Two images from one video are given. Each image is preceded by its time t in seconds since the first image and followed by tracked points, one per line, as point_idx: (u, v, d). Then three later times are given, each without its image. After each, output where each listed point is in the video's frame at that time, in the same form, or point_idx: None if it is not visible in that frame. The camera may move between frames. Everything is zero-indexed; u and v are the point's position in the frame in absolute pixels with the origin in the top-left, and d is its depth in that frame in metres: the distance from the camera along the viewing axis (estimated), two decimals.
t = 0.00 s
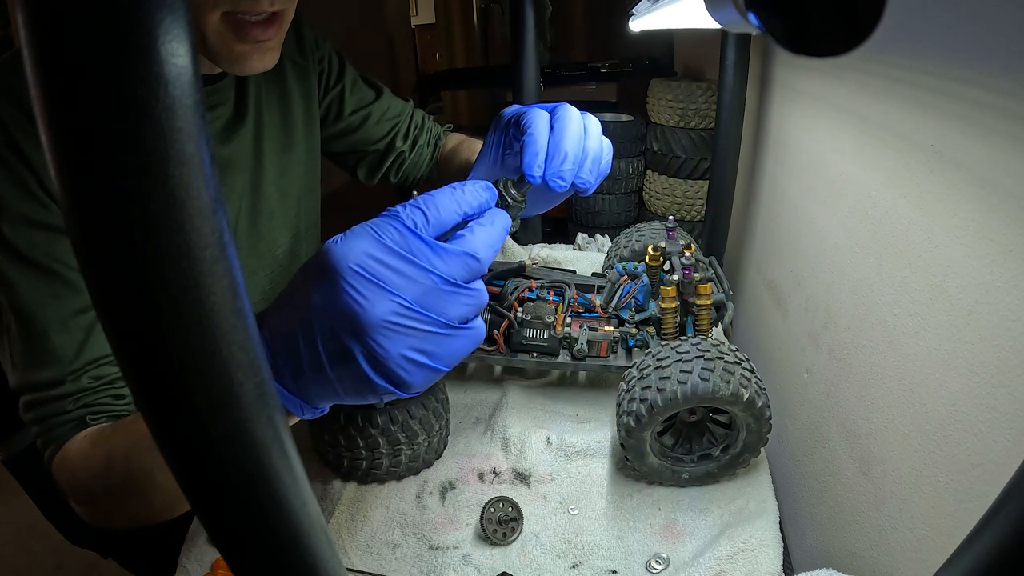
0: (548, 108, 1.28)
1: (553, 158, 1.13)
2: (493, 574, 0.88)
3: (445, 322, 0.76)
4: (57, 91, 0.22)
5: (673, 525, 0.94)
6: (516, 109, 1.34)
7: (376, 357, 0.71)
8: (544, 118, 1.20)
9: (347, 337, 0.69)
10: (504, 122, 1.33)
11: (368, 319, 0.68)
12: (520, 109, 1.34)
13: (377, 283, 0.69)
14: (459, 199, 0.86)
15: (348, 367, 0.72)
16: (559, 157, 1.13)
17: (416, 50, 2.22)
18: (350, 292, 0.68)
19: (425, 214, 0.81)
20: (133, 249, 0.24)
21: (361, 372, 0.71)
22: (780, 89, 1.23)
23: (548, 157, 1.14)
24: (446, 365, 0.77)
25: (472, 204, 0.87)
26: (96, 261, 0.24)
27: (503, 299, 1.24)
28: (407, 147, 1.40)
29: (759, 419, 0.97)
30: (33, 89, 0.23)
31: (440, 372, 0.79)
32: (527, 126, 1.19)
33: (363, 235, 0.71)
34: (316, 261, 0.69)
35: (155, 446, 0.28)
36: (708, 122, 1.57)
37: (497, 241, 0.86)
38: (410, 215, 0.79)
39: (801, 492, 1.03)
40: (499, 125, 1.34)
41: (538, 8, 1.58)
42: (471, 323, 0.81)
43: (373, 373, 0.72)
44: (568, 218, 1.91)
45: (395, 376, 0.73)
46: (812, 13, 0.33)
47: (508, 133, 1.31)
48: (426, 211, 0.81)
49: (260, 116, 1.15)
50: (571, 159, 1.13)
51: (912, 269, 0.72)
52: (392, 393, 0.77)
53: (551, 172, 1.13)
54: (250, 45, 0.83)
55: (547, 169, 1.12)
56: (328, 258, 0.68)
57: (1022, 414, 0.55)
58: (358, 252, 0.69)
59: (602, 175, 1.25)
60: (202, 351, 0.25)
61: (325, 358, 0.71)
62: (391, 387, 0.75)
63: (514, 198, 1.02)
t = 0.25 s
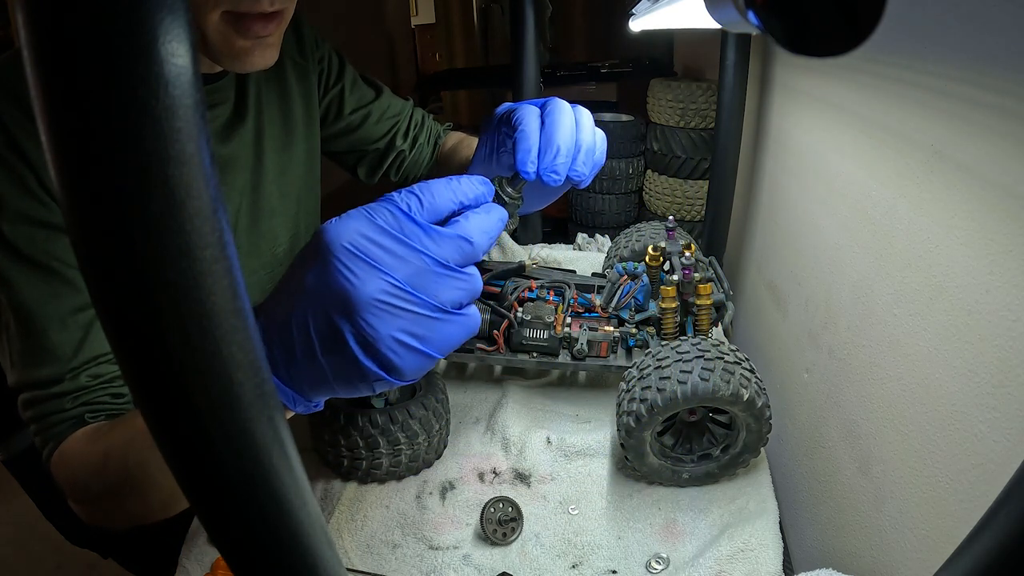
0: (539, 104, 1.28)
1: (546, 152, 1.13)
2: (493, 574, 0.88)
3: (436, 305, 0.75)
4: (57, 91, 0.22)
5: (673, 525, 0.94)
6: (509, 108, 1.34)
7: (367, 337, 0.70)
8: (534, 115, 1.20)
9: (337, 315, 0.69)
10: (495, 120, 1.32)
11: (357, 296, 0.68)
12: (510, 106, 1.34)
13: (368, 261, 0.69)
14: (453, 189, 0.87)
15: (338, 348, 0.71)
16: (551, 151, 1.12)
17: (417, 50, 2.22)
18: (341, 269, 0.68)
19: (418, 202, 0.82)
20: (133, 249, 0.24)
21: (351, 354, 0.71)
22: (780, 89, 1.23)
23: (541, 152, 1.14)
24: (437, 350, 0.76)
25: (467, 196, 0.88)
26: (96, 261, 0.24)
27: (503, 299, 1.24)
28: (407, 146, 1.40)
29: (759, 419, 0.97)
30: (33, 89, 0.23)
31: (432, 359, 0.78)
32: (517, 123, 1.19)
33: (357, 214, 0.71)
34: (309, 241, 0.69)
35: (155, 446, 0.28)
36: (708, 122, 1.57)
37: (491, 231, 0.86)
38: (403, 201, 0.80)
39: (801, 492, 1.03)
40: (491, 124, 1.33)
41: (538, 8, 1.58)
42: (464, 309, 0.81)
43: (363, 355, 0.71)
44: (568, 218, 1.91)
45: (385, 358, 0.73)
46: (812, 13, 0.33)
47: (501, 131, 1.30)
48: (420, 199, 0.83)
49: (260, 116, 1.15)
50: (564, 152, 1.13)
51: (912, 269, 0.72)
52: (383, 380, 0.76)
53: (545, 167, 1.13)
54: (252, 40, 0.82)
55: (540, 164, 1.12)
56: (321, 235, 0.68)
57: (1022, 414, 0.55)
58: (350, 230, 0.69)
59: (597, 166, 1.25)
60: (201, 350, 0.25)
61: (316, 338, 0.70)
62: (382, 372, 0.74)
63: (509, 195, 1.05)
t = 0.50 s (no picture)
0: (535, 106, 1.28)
1: (542, 156, 1.14)
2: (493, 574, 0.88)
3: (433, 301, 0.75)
4: (57, 91, 0.22)
5: (673, 525, 0.94)
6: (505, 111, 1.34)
7: (361, 330, 0.70)
8: (530, 118, 1.20)
9: (331, 307, 0.69)
10: (492, 123, 1.32)
11: (352, 288, 0.68)
12: (507, 109, 1.34)
13: (363, 254, 0.69)
14: (453, 190, 0.87)
15: (333, 342, 0.71)
16: (548, 154, 1.13)
17: (416, 50, 2.22)
18: (337, 261, 0.68)
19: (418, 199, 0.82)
20: (133, 249, 0.24)
21: (346, 347, 0.70)
22: (780, 89, 1.23)
23: (538, 156, 1.14)
24: (434, 347, 0.75)
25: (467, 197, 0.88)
26: (96, 260, 0.24)
27: (504, 299, 1.24)
28: (407, 147, 1.40)
29: (759, 419, 0.97)
30: (33, 89, 0.23)
31: (428, 357, 0.77)
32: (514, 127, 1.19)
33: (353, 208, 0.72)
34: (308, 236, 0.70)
35: (155, 446, 0.28)
36: (708, 122, 1.57)
37: (490, 231, 0.86)
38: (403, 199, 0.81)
39: (801, 492, 1.03)
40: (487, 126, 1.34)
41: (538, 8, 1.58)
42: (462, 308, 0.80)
43: (357, 349, 0.71)
44: (568, 218, 1.91)
45: (380, 354, 0.72)
46: (812, 13, 0.33)
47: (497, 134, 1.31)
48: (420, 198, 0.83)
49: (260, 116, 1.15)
50: (560, 155, 1.13)
51: (912, 269, 0.72)
52: (379, 377, 0.75)
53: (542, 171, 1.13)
54: (253, 38, 0.82)
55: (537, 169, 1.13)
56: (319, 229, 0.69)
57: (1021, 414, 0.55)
58: (346, 222, 0.70)
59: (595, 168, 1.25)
60: (201, 350, 0.25)
61: (311, 331, 0.70)
62: (377, 368, 0.73)
63: (508, 200, 1.07)
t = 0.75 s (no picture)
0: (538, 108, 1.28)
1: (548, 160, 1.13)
2: (493, 574, 0.88)
3: (425, 307, 0.75)
4: (56, 91, 0.22)
5: (672, 525, 0.94)
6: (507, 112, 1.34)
7: (351, 335, 0.70)
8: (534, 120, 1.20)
9: (322, 311, 0.69)
10: (494, 125, 1.32)
11: (344, 292, 0.68)
12: (508, 110, 1.33)
13: (356, 258, 0.69)
14: (450, 197, 0.88)
15: (323, 345, 0.70)
16: (554, 158, 1.13)
17: (416, 50, 2.22)
18: (329, 266, 0.68)
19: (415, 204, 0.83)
20: (133, 248, 0.24)
21: (336, 352, 0.70)
22: (780, 89, 1.23)
23: (544, 160, 1.14)
24: (425, 354, 0.75)
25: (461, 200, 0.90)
26: (96, 260, 0.24)
27: (504, 299, 1.24)
28: (407, 146, 1.40)
29: (759, 419, 0.97)
30: (33, 89, 0.23)
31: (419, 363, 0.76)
32: (517, 130, 1.18)
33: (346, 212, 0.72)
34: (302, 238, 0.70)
35: (155, 446, 0.28)
36: (708, 122, 1.57)
37: (485, 238, 0.87)
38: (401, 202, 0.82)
39: (801, 492, 1.03)
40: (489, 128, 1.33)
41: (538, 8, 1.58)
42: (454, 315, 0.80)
43: (348, 354, 0.71)
44: (568, 218, 1.91)
45: (371, 359, 0.72)
46: (812, 13, 0.33)
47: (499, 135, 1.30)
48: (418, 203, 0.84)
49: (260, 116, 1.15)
50: (566, 159, 1.13)
51: (912, 269, 0.72)
52: (369, 383, 0.74)
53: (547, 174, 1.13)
54: (252, 44, 0.82)
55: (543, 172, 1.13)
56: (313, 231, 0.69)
57: (1021, 414, 0.55)
58: (340, 225, 0.70)
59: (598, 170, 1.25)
60: (201, 349, 0.25)
61: (301, 335, 0.70)
62: (367, 374, 0.73)
63: (514, 202, 1.07)
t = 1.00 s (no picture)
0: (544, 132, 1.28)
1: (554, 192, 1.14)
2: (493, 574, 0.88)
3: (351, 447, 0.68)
4: (56, 91, 0.22)
5: (672, 525, 0.94)
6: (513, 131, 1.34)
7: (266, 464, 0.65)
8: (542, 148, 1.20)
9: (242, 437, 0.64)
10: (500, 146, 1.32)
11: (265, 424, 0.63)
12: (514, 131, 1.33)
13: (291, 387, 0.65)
14: (408, 323, 0.73)
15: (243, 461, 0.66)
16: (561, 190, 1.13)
17: (416, 50, 2.22)
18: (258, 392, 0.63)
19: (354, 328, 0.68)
20: (133, 249, 0.24)
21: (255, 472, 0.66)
22: (780, 89, 1.23)
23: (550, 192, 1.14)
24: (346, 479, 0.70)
25: (422, 331, 0.74)
26: (96, 260, 0.24)
27: (504, 299, 1.24)
28: (409, 148, 1.40)
29: (759, 419, 0.97)
30: (33, 90, 0.23)
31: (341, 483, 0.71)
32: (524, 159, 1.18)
33: (307, 329, 0.67)
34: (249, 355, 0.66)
35: (154, 446, 0.28)
36: (707, 122, 1.58)
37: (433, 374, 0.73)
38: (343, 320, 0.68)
39: (801, 492, 1.03)
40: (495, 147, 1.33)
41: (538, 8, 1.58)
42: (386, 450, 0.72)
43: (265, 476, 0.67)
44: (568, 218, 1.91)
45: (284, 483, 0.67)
46: (812, 13, 0.33)
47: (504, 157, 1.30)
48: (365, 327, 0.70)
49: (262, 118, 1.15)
50: (572, 192, 1.14)
51: (912, 269, 0.72)
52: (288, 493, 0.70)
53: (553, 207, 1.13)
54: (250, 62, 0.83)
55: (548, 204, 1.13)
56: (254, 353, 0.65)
57: (1021, 414, 0.55)
58: (284, 351, 0.65)
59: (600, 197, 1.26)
60: (201, 349, 0.25)
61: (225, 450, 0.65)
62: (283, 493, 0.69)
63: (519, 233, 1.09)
